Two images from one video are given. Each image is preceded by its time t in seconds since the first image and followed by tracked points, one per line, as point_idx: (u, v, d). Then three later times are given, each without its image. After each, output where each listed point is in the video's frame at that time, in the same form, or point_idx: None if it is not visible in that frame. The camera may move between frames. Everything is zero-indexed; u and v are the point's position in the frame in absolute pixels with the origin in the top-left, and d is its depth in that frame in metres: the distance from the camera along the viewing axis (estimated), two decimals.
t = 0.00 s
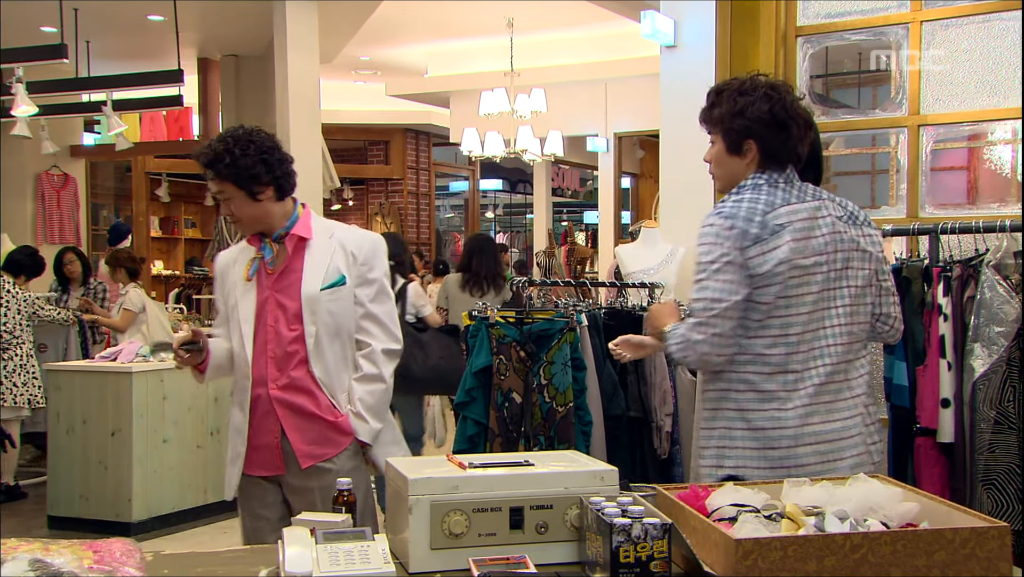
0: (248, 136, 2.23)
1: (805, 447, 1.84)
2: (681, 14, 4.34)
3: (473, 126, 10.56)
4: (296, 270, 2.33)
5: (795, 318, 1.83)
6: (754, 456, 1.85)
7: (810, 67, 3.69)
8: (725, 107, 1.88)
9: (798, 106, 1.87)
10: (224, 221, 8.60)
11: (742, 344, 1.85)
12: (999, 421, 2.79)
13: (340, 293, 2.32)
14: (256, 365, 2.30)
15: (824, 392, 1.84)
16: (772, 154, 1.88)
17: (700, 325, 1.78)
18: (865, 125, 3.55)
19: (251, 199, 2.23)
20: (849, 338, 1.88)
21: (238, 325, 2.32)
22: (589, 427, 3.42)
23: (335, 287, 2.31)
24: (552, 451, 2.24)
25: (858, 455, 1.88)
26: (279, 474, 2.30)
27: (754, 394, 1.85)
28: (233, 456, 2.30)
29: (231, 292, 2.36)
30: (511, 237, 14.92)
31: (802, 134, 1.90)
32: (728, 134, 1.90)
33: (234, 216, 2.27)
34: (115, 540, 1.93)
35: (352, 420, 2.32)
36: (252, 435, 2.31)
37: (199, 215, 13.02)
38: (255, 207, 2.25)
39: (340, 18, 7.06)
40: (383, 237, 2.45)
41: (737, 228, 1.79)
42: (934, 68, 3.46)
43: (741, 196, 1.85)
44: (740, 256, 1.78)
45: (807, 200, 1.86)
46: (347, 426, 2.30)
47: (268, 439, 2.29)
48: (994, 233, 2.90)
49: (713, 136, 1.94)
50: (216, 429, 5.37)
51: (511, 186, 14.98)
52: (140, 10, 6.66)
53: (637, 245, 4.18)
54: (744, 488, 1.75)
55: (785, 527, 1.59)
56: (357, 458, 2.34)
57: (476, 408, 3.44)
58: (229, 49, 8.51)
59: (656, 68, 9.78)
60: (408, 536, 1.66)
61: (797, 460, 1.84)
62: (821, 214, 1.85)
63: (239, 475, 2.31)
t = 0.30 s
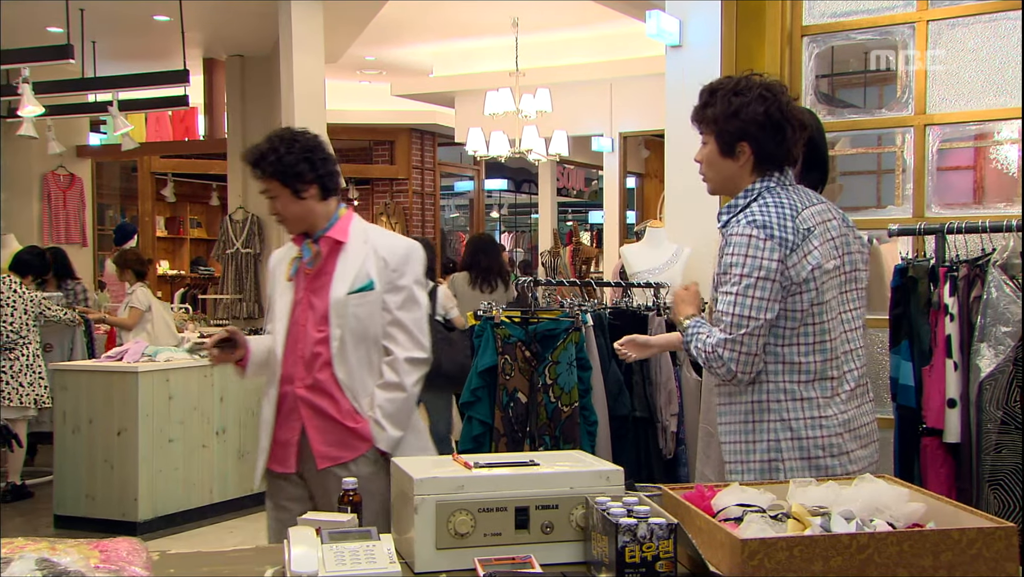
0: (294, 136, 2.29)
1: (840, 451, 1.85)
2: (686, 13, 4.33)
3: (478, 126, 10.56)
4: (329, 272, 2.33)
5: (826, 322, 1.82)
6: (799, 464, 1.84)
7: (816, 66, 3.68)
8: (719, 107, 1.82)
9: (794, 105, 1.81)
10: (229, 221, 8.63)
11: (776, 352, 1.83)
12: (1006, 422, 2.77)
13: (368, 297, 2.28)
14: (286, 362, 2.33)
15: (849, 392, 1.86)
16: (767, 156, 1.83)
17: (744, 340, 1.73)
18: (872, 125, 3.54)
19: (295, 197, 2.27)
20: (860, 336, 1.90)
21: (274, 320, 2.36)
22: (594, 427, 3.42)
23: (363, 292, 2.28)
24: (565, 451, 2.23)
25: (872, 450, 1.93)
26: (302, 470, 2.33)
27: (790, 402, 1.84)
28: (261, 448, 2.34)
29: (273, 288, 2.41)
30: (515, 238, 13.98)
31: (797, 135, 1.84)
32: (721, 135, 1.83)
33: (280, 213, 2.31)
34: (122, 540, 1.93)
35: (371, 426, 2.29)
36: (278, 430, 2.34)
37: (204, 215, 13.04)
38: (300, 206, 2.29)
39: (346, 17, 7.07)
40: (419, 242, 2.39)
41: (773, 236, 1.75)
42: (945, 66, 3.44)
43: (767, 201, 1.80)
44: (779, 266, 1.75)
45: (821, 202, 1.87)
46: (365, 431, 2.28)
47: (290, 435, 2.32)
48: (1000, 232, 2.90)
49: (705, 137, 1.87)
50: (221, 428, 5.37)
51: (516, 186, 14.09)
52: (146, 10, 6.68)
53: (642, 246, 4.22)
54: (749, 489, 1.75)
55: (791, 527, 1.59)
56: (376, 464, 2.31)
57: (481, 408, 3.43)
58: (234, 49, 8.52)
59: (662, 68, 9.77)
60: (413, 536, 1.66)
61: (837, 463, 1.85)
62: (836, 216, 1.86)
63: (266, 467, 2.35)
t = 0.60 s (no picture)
0: (333, 138, 2.30)
1: (837, 456, 1.81)
2: (690, 13, 4.33)
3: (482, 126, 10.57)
4: (366, 274, 2.35)
5: (814, 327, 1.76)
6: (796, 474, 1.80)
7: (821, 66, 3.68)
8: (677, 121, 1.76)
9: (755, 113, 1.75)
10: (234, 222, 8.58)
11: (768, 364, 1.76)
12: (1011, 422, 2.74)
13: (406, 301, 2.34)
14: (321, 363, 2.33)
15: (841, 395, 1.81)
16: (734, 168, 1.77)
17: (733, 359, 1.69)
18: (877, 124, 3.53)
19: (333, 199, 2.28)
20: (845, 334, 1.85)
21: (307, 320, 2.36)
22: (599, 427, 3.43)
23: (401, 296, 2.33)
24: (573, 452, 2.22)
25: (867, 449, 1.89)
26: (334, 470, 2.33)
27: (787, 413, 1.78)
28: (293, 447, 2.34)
29: (304, 288, 2.39)
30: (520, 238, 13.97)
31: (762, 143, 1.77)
32: (683, 149, 1.77)
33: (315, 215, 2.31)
34: (128, 539, 1.94)
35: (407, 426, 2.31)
36: (312, 431, 2.33)
37: (208, 215, 13.05)
38: (337, 207, 2.30)
39: (351, 17, 7.07)
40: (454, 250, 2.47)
41: (758, 250, 1.68)
42: (952, 66, 3.43)
43: (748, 212, 1.73)
44: (768, 281, 1.68)
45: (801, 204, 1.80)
46: (401, 432, 2.29)
47: (325, 435, 2.31)
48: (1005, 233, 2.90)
49: (668, 151, 1.81)
50: (226, 428, 5.38)
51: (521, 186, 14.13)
52: (151, 10, 6.70)
53: (647, 245, 4.21)
54: (754, 488, 1.75)
55: (796, 527, 1.59)
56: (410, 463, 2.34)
57: (485, 408, 3.44)
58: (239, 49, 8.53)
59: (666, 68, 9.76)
60: (418, 536, 1.66)
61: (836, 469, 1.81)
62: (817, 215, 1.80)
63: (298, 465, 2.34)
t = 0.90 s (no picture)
0: (336, 141, 2.30)
1: (771, 461, 1.84)
2: (696, 13, 4.30)
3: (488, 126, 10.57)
4: (370, 275, 2.37)
5: (753, 337, 1.77)
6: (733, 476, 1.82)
7: (827, 65, 3.69)
8: (623, 135, 1.75)
9: (695, 127, 1.77)
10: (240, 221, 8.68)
11: (708, 372, 1.76)
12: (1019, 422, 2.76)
13: (414, 300, 2.38)
14: (326, 364, 2.33)
15: (774, 402, 1.83)
16: (680, 179, 1.77)
17: (677, 367, 1.68)
18: (884, 123, 3.52)
19: (335, 202, 2.28)
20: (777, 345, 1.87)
21: (309, 322, 2.34)
22: (604, 427, 3.41)
23: (409, 294, 2.37)
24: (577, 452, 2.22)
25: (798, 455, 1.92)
26: (340, 471, 2.33)
27: (725, 420, 1.79)
28: (300, 451, 2.33)
29: (304, 289, 2.37)
30: (525, 237, 14.73)
31: (704, 153, 1.78)
32: (630, 162, 1.76)
33: (313, 220, 2.31)
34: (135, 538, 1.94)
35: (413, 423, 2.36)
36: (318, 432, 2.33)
37: (215, 215, 13.08)
38: (338, 210, 2.30)
39: (357, 18, 7.09)
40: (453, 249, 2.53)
41: (705, 260, 1.67)
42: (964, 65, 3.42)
43: (694, 224, 1.71)
44: (714, 291, 1.66)
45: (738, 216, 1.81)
46: (409, 429, 2.33)
47: (333, 436, 2.32)
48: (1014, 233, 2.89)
49: (614, 166, 1.80)
50: (231, 427, 5.38)
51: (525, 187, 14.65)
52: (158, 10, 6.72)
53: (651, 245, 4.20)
54: (760, 488, 1.75)
55: (802, 527, 1.59)
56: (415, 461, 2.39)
57: (489, 408, 3.43)
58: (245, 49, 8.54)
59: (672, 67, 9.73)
60: (424, 535, 1.67)
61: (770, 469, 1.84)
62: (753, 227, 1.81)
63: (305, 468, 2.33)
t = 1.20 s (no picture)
0: (291, 146, 2.27)
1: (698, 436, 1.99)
2: (716, 12, 4.26)
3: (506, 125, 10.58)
4: (334, 279, 2.31)
5: (696, 315, 1.97)
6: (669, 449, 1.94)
7: (848, 63, 3.68)
8: (581, 117, 1.92)
9: (647, 111, 1.95)
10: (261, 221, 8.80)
11: (662, 344, 1.92)
12: None
13: (380, 299, 2.33)
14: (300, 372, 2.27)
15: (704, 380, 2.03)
16: (634, 157, 1.94)
17: (640, 328, 1.81)
18: (908, 121, 3.49)
19: (292, 206, 2.24)
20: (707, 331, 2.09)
21: (281, 331, 2.28)
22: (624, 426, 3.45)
23: (375, 294, 2.33)
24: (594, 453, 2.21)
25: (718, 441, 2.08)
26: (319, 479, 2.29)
27: (671, 391, 1.94)
28: (282, 461, 2.29)
29: (270, 299, 2.31)
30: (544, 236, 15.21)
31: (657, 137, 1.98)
32: (588, 142, 1.93)
33: (273, 226, 2.27)
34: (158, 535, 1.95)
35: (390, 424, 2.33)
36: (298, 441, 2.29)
37: (235, 214, 13.13)
38: (296, 215, 2.26)
39: (377, 18, 7.10)
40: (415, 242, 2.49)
41: (670, 229, 1.87)
42: (1005, 63, 3.36)
43: (658, 200, 1.93)
44: (677, 259, 1.85)
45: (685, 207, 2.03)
46: (386, 430, 2.30)
47: (308, 445, 2.27)
48: None
49: (572, 148, 1.96)
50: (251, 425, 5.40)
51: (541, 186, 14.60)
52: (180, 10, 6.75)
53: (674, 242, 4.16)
54: (781, 489, 1.75)
55: (824, 527, 1.59)
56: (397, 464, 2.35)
57: (510, 407, 3.46)
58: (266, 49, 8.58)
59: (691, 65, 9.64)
60: (445, 534, 1.67)
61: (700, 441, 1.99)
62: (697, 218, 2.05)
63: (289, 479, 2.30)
